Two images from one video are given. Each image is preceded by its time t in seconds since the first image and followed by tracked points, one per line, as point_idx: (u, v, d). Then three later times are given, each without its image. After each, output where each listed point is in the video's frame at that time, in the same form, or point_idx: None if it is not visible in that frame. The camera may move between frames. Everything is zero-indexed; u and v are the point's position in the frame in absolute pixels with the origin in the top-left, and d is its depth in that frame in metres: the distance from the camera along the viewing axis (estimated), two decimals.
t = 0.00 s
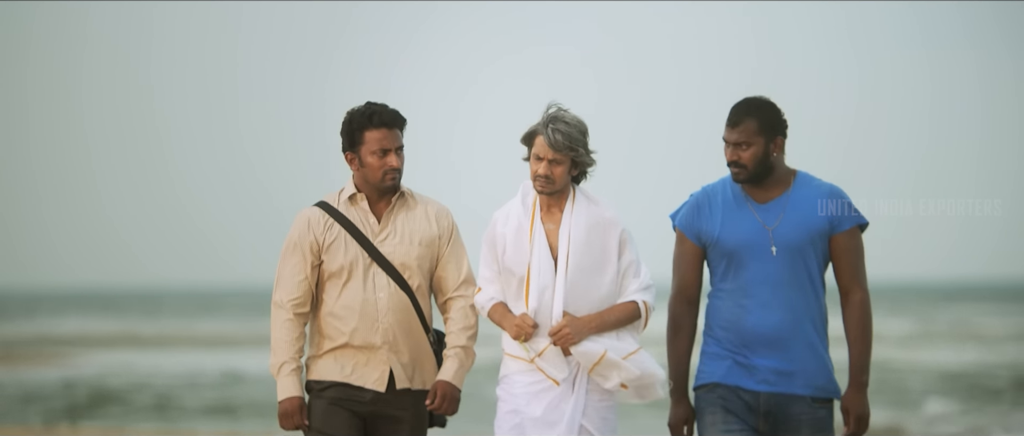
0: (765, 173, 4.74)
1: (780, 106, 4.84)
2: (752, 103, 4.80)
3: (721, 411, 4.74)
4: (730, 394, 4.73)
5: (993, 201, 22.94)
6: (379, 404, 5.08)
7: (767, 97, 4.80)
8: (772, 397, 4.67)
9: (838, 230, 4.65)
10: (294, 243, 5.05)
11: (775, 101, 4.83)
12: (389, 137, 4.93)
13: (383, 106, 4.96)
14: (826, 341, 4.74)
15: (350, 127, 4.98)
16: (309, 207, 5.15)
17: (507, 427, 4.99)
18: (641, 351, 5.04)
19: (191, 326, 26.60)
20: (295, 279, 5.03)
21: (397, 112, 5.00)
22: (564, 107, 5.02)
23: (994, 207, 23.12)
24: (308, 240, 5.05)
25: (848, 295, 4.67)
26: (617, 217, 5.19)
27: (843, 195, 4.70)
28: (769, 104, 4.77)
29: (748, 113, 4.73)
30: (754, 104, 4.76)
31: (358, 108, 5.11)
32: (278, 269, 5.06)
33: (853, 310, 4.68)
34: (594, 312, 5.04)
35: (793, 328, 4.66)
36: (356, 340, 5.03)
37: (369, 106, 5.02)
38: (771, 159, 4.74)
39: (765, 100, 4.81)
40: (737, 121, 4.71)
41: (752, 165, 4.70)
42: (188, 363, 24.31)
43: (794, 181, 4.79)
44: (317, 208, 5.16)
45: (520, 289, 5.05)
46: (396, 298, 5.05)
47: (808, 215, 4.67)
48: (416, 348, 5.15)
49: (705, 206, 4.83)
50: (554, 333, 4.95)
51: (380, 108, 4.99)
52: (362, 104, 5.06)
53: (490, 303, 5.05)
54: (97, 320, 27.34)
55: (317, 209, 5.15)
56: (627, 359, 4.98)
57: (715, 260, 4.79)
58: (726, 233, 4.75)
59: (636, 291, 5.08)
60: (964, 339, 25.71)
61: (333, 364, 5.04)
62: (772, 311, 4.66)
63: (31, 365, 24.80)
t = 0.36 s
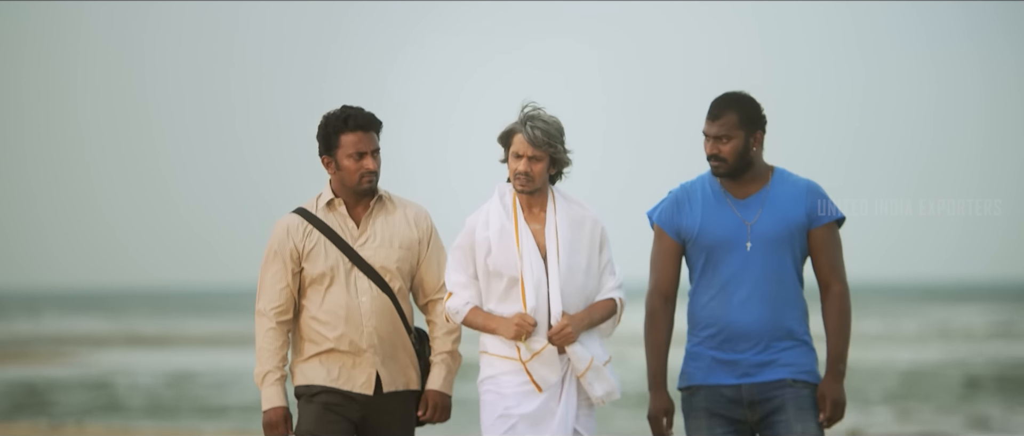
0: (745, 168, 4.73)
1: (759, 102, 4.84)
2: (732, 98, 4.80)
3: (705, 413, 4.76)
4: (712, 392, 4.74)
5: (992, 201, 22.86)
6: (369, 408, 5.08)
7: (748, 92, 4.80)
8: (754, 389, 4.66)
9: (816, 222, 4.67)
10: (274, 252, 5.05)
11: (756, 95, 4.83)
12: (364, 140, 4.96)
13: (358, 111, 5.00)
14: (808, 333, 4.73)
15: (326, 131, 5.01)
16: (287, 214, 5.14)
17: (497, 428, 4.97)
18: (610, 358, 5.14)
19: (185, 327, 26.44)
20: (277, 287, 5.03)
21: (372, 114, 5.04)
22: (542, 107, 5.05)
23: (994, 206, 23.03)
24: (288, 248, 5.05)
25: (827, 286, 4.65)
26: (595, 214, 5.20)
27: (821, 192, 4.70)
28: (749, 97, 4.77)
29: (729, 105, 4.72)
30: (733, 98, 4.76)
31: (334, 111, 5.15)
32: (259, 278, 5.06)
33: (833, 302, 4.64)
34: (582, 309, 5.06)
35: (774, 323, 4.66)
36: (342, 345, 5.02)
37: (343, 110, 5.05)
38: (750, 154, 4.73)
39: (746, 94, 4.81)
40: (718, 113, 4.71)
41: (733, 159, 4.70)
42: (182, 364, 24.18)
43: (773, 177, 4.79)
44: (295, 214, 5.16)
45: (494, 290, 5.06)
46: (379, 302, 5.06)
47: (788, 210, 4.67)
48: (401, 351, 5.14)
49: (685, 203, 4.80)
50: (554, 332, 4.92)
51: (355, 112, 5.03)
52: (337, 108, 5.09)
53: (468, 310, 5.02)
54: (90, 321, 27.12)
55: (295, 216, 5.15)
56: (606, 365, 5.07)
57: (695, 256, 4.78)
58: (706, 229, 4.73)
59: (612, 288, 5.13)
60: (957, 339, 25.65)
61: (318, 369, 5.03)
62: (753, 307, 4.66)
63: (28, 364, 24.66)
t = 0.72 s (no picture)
0: (745, 171, 4.55)
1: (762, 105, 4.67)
2: (733, 100, 4.63)
3: (700, 420, 4.60)
4: (707, 399, 4.58)
5: (992, 201, 22.64)
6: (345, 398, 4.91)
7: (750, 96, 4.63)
8: (747, 395, 4.49)
9: (813, 231, 4.47)
10: (254, 238, 4.88)
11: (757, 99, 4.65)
12: (344, 132, 4.80)
13: (339, 101, 4.81)
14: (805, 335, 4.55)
15: (305, 124, 4.84)
16: (268, 203, 4.97)
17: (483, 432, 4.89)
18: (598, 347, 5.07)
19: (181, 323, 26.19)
20: (257, 275, 4.86)
21: (353, 106, 4.86)
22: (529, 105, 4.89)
23: (994, 205, 22.80)
24: (268, 234, 4.88)
25: (823, 296, 4.47)
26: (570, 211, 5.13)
27: (819, 197, 4.50)
28: (752, 101, 4.59)
29: (731, 107, 4.54)
30: (734, 100, 4.58)
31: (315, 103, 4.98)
32: (238, 265, 4.89)
33: (829, 312, 4.48)
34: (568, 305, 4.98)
35: (768, 329, 4.48)
36: (318, 334, 4.89)
37: (323, 102, 4.87)
38: (751, 157, 4.55)
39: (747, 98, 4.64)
40: (719, 115, 4.53)
41: (733, 162, 4.52)
42: (178, 360, 23.95)
43: (772, 183, 4.59)
44: (276, 203, 4.98)
45: (473, 285, 4.91)
46: (357, 294, 4.91)
47: (786, 215, 4.48)
48: (379, 343, 4.96)
49: (683, 207, 4.63)
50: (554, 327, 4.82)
51: (335, 103, 4.85)
52: (317, 100, 4.92)
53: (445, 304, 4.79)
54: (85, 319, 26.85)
55: (276, 205, 4.97)
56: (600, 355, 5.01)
57: (692, 258, 4.60)
58: (703, 234, 4.55)
59: (582, 284, 5.07)
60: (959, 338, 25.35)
61: (296, 363, 4.92)
62: (747, 312, 4.48)
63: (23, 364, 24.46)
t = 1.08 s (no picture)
0: (762, 167, 4.53)
1: (781, 103, 4.66)
2: (751, 96, 4.62)
3: (698, 415, 4.56)
4: (710, 393, 4.55)
5: (991, 201, 22.65)
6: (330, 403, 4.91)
7: (767, 91, 4.63)
8: (753, 392, 4.47)
9: (828, 230, 4.44)
10: (257, 238, 4.86)
11: (774, 95, 4.65)
12: (349, 136, 4.78)
13: (345, 105, 4.80)
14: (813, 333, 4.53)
15: (311, 126, 4.84)
16: (272, 204, 4.96)
17: None
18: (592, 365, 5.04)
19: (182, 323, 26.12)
20: (259, 274, 4.84)
21: (359, 110, 4.84)
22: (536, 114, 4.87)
23: (993, 205, 22.80)
24: (270, 236, 4.86)
25: (838, 295, 4.46)
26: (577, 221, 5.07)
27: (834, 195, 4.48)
28: (769, 96, 4.59)
29: (748, 103, 4.54)
30: (752, 96, 4.57)
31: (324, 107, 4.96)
32: (241, 265, 4.88)
33: (843, 311, 4.45)
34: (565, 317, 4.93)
35: (775, 326, 4.45)
36: (307, 339, 4.88)
37: (329, 106, 4.86)
38: (768, 152, 4.53)
39: (764, 94, 4.64)
40: (736, 109, 4.53)
41: (749, 156, 4.50)
42: (179, 360, 23.88)
43: (790, 180, 4.58)
44: (280, 205, 4.97)
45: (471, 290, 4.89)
46: (352, 300, 4.89)
47: (798, 213, 4.46)
48: (370, 353, 4.92)
49: (698, 199, 4.63)
50: (540, 338, 4.81)
51: (342, 106, 4.84)
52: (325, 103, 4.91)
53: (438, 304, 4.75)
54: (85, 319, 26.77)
55: (279, 207, 4.96)
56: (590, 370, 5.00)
57: (706, 251, 4.60)
58: (715, 227, 4.55)
59: (588, 296, 5.00)
60: (962, 336, 25.34)
61: (287, 369, 4.92)
62: (756, 308, 4.46)
63: (29, 361, 24.52)
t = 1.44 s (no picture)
0: (759, 166, 4.59)
1: (776, 103, 4.73)
2: (747, 96, 4.68)
3: (699, 397, 4.66)
4: (709, 384, 4.66)
5: (992, 201, 22.68)
6: (349, 399, 5.00)
7: (764, 91, 4.69)
8: (751, 391, 4.58)
9: (825, 227, 4.52)
10: (269, 233, 4.96)
11: (771, 95, 4.72)
12: (365, 133, 4.88)
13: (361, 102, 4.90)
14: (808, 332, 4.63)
15: (327, 123, 4.94)
16: (285, 199, 5.06)
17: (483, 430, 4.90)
18: (617, 352, 4.88)
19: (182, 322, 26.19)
20: (268, 270, 4.95)
21: (375, 108, 4.95)
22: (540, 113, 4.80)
23: (994, 205, 22.84)
24: (283, 231, 4.96)
25: (837, 291, 4.53)
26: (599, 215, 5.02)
27: (832, 193, 4.56)
28: (766, 96, 4.65)
29: (745, 103, 4.61)
30: (749, 96, 4.63)
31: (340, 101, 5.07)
32: (251, 259, 4.97)
33: (842, 308, 4.54)
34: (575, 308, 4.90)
35: (776, 321, 4.55)
36: (326, 333, 4.97)
37: (345, 103, 4.96)
38: (766, 152, 4.59)
39: (761, 94, 4.70)
40: (733, 109, 4.59)
41: (747, 156, 4.56)
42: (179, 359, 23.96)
43: (787, 178, 4.64)
44: (293, 200, 5.08)
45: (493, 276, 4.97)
46: (367, 295, 4.99)
47: (796, 211, 4.54)
48: (387, 348, 5.05)
49: (695, 198, 4.70)
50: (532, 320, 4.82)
51: (357, 104, 4.94)
52: (341, 99, 5.01)
53: (451, 266, 4.92)
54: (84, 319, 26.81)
55: (293, 202, 5.06)
56: (604, 357, 4.82)
57: (703, 251, 4.67)
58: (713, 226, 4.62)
59: (616, 290, 4.93)
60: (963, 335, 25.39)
61: (299, 362, 4.99)
62: (755, 306, 4.56)
63: (34, 358, 24.61)
